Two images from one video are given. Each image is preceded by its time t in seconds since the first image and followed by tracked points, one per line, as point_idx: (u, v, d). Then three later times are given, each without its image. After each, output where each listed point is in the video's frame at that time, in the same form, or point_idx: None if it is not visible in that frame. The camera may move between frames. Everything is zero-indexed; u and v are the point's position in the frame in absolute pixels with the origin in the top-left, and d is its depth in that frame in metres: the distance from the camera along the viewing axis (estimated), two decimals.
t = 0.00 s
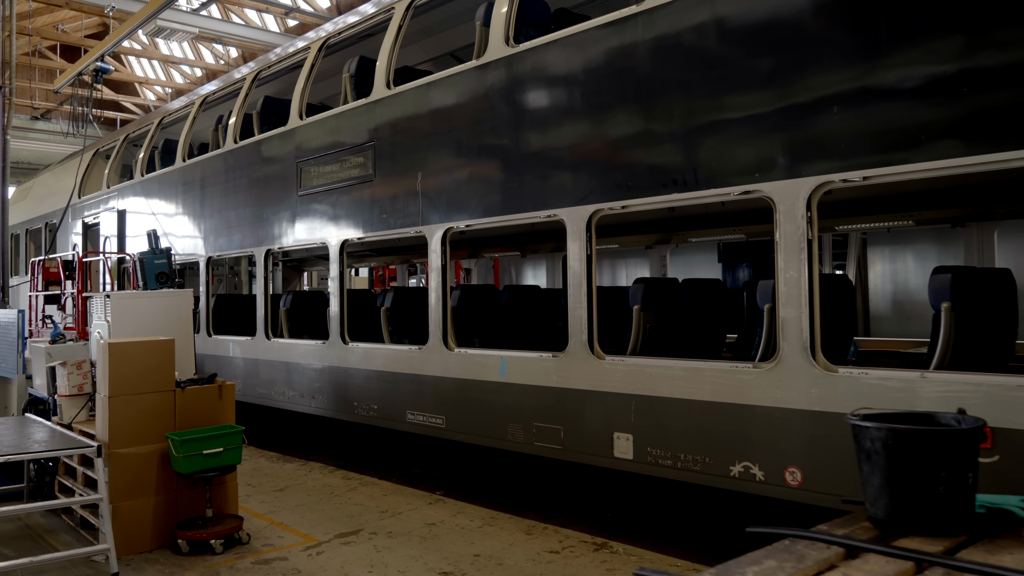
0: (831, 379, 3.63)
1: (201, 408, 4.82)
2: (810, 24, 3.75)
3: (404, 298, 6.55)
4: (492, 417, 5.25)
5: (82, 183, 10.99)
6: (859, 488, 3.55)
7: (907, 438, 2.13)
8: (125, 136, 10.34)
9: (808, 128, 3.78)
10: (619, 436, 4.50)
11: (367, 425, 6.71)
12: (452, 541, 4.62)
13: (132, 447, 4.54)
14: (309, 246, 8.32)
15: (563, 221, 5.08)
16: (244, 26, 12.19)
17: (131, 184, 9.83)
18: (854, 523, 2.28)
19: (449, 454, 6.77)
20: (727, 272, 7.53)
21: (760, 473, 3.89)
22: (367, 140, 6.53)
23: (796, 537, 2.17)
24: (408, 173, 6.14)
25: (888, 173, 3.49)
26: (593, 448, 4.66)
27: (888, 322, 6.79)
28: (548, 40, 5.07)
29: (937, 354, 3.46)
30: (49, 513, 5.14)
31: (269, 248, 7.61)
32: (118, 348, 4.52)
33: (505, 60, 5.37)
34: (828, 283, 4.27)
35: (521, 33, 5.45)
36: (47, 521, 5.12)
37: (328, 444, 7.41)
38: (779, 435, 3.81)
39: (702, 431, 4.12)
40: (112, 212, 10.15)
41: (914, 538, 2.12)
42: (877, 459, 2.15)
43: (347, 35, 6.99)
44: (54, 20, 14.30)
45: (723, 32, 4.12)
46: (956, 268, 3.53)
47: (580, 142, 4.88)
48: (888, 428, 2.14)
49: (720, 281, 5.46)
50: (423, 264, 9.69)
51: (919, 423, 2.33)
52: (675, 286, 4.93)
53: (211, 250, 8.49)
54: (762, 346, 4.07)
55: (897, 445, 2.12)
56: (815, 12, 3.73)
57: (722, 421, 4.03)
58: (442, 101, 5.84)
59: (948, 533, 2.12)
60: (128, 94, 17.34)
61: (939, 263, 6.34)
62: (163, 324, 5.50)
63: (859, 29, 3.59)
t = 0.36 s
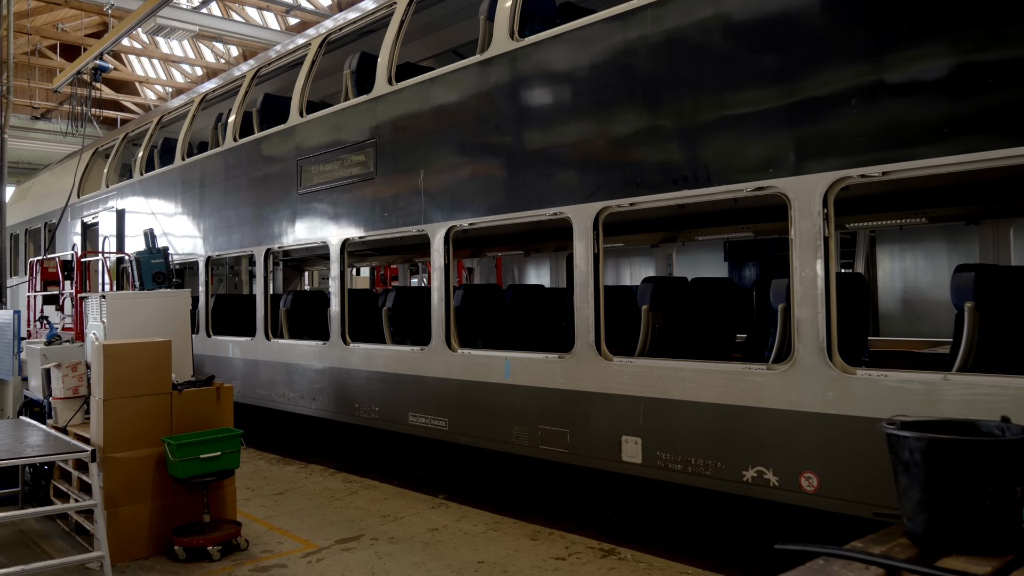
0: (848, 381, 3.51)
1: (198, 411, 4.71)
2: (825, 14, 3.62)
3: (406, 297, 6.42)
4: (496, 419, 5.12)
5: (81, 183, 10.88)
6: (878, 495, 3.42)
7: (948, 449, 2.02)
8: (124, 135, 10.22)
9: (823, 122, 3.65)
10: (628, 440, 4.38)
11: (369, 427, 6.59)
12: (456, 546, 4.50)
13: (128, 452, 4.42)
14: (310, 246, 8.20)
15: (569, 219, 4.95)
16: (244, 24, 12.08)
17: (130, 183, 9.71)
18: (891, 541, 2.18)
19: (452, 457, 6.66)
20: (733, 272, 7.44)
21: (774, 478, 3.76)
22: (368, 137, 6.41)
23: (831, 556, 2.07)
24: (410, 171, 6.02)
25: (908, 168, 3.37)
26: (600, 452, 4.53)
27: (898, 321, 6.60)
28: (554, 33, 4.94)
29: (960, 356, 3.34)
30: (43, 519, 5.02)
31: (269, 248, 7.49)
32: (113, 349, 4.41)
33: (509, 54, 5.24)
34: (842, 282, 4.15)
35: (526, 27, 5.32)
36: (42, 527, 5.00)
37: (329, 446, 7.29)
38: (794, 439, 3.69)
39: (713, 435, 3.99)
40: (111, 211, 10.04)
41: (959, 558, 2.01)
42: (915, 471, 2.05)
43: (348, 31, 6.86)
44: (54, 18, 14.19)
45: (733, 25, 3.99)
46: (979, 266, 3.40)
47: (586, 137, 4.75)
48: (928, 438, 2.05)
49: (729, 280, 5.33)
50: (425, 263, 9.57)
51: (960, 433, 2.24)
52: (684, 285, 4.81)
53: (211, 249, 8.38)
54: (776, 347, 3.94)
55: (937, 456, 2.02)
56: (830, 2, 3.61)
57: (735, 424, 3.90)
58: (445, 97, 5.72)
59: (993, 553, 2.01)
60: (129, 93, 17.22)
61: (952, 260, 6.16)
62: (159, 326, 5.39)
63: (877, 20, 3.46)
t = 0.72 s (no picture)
0: (865, 383, 3.39)
1: (195, 413, 4.61)
2: (841, 5, 3.50)
3: (408, 297, 6.32)
4: (501, 422, 5.01)
5: (80, 182, 10.78)
6: (897, 501, 3.31)
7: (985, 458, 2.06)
8: (123, 134, 10.12)
9: (838, 116, 3.53)
10: (635, 443, 4.26)
11: (371, 429, 6.48)
12: (459, 552, 4.39)
13: (123, 457, 4.33)
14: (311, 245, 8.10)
15: (575, 217, 4.83)
16: (245, 22, 11.98)
17: (129, 182, 9.61)
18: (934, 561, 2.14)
19: (455, 459, 6.55)
20: (739, 271, 7.27)
21: (787, 483, 3.65)
22: (370, 135, 6.30)
23: None
24: (412, 169, 5.91)
25: (927, 164, 3.25)
26: (607, 456, 4.42)
27: (906, 319, 6.46)
28: (560, 27, 4.81)
29: (982, 357, 3.22)
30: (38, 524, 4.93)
31: (269, 247, 7.39)
32: (108, 351, 4.32)
33: (513, 49, 5.13)
34: (857, 281, 4.03)
35: (531, 21, 5.21)
36: (36, 533, 4.91)
37: (330, 448, 7.19)
38: (808, 443, 3.57)
39: (724, 438, 3.88)
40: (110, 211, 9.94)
41: None
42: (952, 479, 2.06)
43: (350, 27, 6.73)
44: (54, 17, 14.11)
45: (744, 17, 3.87)
46: (1001, 264, 3.29)
47: (592, 133, 4.64)
48: (968, 449, 2.09)
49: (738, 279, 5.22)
50: (427, 263, 9.46)
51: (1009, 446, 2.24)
52: (692, 285, 4.70)
53: (210, 249, 8.28)
54: (789, 348, 3.83)
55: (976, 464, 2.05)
56: None
57: (747, 428, 3.79)
58: (447, 93, 5.61)
59: None
60: (129, 92, 17.12)
61: (962, 259, 6.06)
62: (156, 328, 5.30)
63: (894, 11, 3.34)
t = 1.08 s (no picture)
0: (879, 385, 3.29)
1: (193, 417, 4.58)
2: None
3: (410, 297, 6.23)
4: (505, 425, 4.93)
5: (81, 182, 10.72)
6: (913, 506, 3.21)
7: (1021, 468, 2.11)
8: (123, 133, 10.05)
9: (850, 109, 3.43)
10: (642, 446, 4.18)
11: (373, 431, 6.40)
12: (462, 558, 4.31)
13: (118, 461, 4.27)
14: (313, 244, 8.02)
15: (580, 215, 4.73)
16: (247, 20, 11.90)
17: (130, 182, 9.54)
18: None
19: (459, 461, 6.47)
20: (745, 270, 7.26)
21: (799, 487, 3.55)
22: (371, 132, 6.23)
23: None
24: (414, 167, 5.83)
25: (943, 158, 3.15)
26: (614, 459, 4.33)
27: (912, 319, 6.30)
28: (564, 20, 4.72)
29: (1000, 358, 3.12)
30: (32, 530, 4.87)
31: (269, 247, 7.31)
32: (102, 354, 4.28)
33: (516, 44, 5.04)
34: (869, 279, 3.93)
35: (535, 16, 5.12)
36: (31, 539, 4.86)
37: (332, 451, 7.11)
38: (820, 446, 3.48)
39: (734, 441, 3.79)
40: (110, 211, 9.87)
41: None
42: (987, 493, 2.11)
43: (350, 23, 6.64)
44: (54, 16, 14.06)
45: (752, 8, 3.77)
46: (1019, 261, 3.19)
47: (597, 128, 4.54)
48: (1002, 459, 2.18)
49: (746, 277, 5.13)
50: (430, 262, 9.37)
51: None
52: (699, 284, 4.60)
53: (211, 249, 8.21)
54: (800, 348, 3.73)
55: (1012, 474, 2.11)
56: None
57: (758, 430, 3.70)
58: (451, 89, 5.52)
59: None
60: (131, 91, 17.06)
61: (970, 255, 5.92)
62: (153, 329, 5.24)
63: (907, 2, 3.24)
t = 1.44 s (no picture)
0: (895, 386, 3.18)
1: (190, 420, 4.55)
2: None
3: (413, 296, 6.14)
4: (509, 426, 4.83)
5: (82, 180, 10.66)
6: (931, 511, 3.10)
7: None
8: (124, 131, 9.98)
9: (866, 100, 3.31)
10: (650, 449, 4.08)
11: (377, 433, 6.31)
12: (466, 563, 4.22)
13: (112, 465, 4.23)
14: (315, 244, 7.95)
15: (584, 212, 4.63)
16: (249, 17, 11.82)
17: (131, 181, 9.47)
18: None
19: (464, 463, 6.38)
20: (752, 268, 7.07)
21: (812, 491, 3.45)
22: (372, 128, 6.15)
23: None
24: (417, 164, 5.74)
25: (962, 151, 3.03)
26: (621, 462, 4.23)
27: (921, 318, 6.19)
28: (568, 12, 4.61)
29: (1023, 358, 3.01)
30: (28, 536, 4.86)
31: (271, 246, 7.23)
32: (96, 354, 4.25)
33: (520, 37, 4.94)
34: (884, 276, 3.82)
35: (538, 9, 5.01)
36: (27, 545, 4.86)
37: (336, 452, 7.03)
38: (834, 450, 3.37)
39: (745, 444, 3.68)
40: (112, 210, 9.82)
41: None
42: None
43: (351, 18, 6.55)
44: (56, 15, 14.04)
45: None
46: None
47: (603, 122, 4.43)
48: None
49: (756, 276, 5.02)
50: (434, 261, 9.28)
51: None
52: (708, 282, 4.50)
53: (212, 249, 8.14)
54: (813, 348, 3.62)
55: None
56: None
57: (770, 432, 3.59)
58: (453, 84, 5.42)
59: None
60: (134, 91, 17.04)
61: (980, 254, 5.82)
62: (148, 331, 5.16)
63: None
